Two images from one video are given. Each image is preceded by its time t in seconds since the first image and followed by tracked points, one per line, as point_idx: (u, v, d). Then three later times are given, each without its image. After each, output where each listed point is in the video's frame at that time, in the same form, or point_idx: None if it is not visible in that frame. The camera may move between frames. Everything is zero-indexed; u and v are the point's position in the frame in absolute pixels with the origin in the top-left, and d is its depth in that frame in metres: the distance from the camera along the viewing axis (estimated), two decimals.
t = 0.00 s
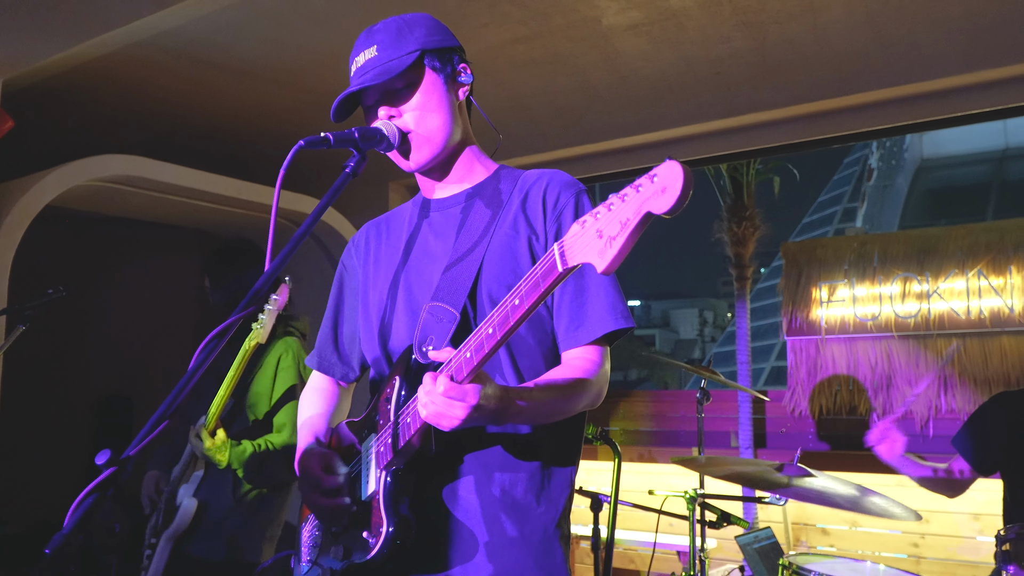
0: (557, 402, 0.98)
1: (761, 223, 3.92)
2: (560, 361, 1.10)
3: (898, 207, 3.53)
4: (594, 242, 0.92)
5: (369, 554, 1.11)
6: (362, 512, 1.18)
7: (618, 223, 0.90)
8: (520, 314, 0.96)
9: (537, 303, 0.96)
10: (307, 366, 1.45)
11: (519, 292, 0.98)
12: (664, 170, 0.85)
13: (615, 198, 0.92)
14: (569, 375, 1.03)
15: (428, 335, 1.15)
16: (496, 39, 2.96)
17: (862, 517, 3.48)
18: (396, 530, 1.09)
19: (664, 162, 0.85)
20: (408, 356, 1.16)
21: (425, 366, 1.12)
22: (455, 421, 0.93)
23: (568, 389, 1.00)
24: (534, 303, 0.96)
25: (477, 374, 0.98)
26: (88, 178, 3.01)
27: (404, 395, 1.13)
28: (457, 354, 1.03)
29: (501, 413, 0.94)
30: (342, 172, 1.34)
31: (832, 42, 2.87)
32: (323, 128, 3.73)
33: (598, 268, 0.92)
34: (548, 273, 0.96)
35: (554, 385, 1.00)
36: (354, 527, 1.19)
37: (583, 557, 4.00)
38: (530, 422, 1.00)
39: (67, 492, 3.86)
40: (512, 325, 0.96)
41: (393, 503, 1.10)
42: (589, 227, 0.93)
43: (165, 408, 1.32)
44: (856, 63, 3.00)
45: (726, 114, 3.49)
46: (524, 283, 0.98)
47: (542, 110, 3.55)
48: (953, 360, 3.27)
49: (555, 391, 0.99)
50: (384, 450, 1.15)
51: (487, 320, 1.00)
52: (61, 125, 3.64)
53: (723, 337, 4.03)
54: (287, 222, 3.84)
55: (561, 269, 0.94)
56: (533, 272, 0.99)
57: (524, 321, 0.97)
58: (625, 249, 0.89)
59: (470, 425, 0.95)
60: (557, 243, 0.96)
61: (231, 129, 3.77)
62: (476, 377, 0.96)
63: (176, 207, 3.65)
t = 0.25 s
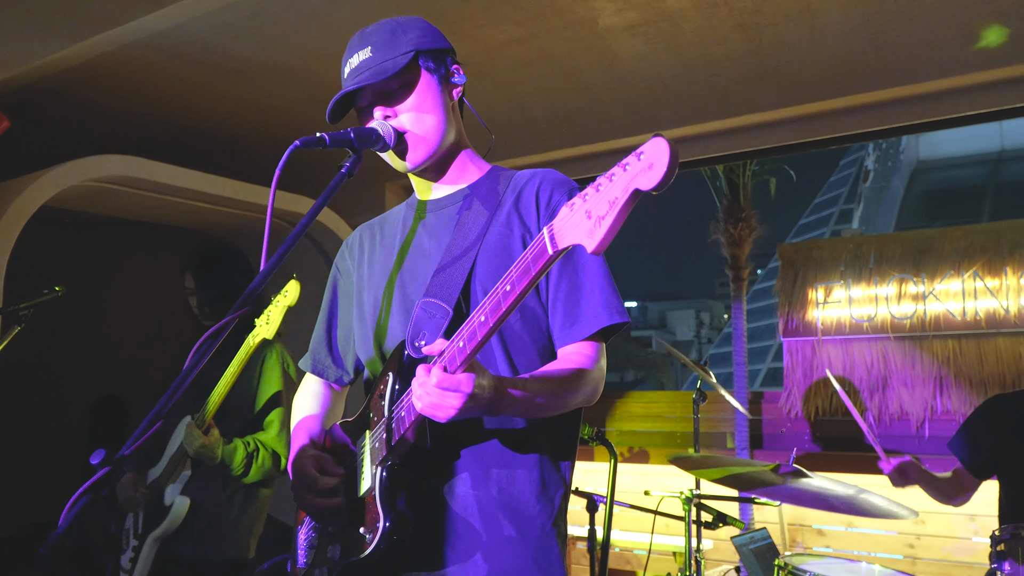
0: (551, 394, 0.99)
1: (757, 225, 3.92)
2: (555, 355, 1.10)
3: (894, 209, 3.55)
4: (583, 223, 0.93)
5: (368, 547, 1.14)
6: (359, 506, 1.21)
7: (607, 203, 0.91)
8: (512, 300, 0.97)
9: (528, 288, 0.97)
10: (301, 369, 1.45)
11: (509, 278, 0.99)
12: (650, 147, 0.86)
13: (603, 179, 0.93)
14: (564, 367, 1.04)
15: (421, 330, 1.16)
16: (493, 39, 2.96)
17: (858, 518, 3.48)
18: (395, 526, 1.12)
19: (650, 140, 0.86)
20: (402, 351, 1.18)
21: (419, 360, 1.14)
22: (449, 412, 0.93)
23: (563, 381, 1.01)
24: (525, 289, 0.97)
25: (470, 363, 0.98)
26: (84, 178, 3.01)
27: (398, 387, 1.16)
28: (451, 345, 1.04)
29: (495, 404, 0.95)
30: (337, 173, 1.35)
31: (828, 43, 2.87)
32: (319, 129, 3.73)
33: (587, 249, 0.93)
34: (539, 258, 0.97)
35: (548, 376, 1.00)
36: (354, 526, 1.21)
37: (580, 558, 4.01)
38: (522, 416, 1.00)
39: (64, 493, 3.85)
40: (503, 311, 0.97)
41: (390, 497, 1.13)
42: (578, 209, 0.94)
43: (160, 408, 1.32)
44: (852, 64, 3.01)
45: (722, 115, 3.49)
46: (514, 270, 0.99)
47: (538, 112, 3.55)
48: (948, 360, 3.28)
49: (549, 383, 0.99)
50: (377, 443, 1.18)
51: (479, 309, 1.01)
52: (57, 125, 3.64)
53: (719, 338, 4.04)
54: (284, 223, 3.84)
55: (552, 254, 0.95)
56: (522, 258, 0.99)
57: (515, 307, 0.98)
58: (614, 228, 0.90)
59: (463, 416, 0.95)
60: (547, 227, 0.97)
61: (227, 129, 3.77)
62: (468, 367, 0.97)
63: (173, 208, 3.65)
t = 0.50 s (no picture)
0: (548, 396, 0.98)
1: (755, 224, 3.92)
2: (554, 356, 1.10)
3: (892, 211, 3.52)
4: (584, 229, 0.93)
5: (369, 546, 1.14)
6: (356, 506, 1.20)
7: (607, 209, 0.91)
8: (511, 303, 0.97)
9: (528, 291, 0.97)
10: (299, 364, 1.45)
11: (508, 280, 0.98)
12: (652, 154, 0.85)
13: (604, 184, 0.93)
14: (561, 370, 1.03)
15: (419, 330, 1.16)
16: (491, 38, 2.96)
17: (856, 516, 3.49)
18: (392, 526, 1.12)
19: (651, 146, 0.86)
20: (400, 351, 1.17)
21: (417, 360, 1.13)
22: (448, 413, 0.93)
23: (560, 383, 1.00)
24: (524, 293, 0.97)
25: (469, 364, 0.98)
26: (81, 177, 3.00)
27: (397, 388, 1.15)
28: (450, 347, 1.04)
29: (495, 406, 0.94)
30: (336, 171, 1.34)
31: (826, 42, 2.87)
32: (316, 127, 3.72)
33: (588, 254, 0.93)
34: (538, 261, 0.97)
35: (546, 378, 1.00)
36: (352, 525, 1.21)
37: (578, 557, 4.00)
38: (519, 419, 1.00)
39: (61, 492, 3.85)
40: (502, 315, 0.97)
41: (387, 497, 1.13)
42: (578, 214, 0.94)
43: (157, 406, 1.32)
44: (850, 64, 3.01)
45: (720, 115, 3.49)
46: (513, 272, 0.98)
47: (536, 110, 3.55)
48: (946, 360, 3.29)
49: (547, 385, 0.99)
50: (376, 443, 1.18)
51: (478, 310, 1.01)
52: (54, 124, 3.63)
53: (717, 338, 4.03)
54: (281, 221, 3.83)
55: (552, 257, 0.95)
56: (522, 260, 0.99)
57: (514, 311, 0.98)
58: (614, 234, 0.90)
59: (461, 418, 0.95)
60: (548, 231, 0.97)
61: (225, 128, 3.76)
62: (468, 368, 0.97)
63: (171, 207, 3.64)
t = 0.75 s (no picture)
0: (546, 398, 0.98)
1: (752, 223, 3.93)
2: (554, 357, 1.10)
3: (889, 208, 3.53)
4: (578, 234, 0.91)
5: (360, 551, 1.13)
6: (355, 506, 1.19)
7: (603, 214, 0.90)
8: (507, 307, 0.96)
9: (524, 295, 0.96)
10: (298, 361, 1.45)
11: (505, 284, 0.98)
12: (647, 158, 0.85)
13: (600, 189, 0.92)
14: (560, 371, 1.03)
15: (418, 330, 1.16)
16: (489, 37, 2.95)
17: (853, 515, 3.51)
18: (391, 527, 1.11)
19: (647, 151, 0.85)
20: (399, 351, 1.17)
21: (415, 359, 1.13)
22: (444, 418, 0.93)
23: (559, 385, 1.00)
24: (521, 297, 0.96)
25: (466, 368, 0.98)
26: (79, 175, 3.00)
27: (395, 389, 1.15)
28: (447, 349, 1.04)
29: (492, 409, 0.94)
30: (336, 170, 1.35)
31: (824, 42, 2.88)
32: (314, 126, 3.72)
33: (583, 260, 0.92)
34: (535, 265, 0.96)
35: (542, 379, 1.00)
36: (349, 524, 1.20)
37: (575, 556, 4.01)
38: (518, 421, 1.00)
39: (58, 490, 3.84)
40: (498, 319, 0.96)
41: (384, 497, 1.11)
42: (574, 219, 0.93)
43: (156, 404, 1.32)
44: (848, 63, 3.01)
45: (718, 114, 3.49)
46: (511, 275, 0.98)
47: (534, 109, 3.54)
48: (944, 359, 3.29)
49: (544, 388, 0.99)
50: (375, 445, 1.17)
51: (476, 312, 1.01)
52: (52, 122, 3.62)
53: (714, 337, 3.99)
54: (278, 220, 3.83)
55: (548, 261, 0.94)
56: (520, 264, 0.98)
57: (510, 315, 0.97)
58: (609, 239, 0.89)
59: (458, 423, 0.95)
60: (542, 236, 0.96)
61: (222, 126, 3.75)
62: (465, 372, 0.97)
63: (169, 205, 3.64)
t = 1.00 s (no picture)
0: (547, 395, 0.98)
1: (751, 223, 3.90)
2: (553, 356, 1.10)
3: (888, 209, 3.52)
4: (588, 229, 0.93)
5: (367, 551, 1.12)
6: (359, 507, 1.19)
7: (611, 208, 0.91)
8: (514, 303, 0.96)
9: (530, 291, 0.97)
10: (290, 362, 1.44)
11: (511, 280, 0.99)
12: (657, 154, 0.87)
13: (607, 185, 0.93)
14: (560, 369, 1.03)
15: (417, 329, 1.16)
16: (488, 37, 2.95)
17: (851, 516, 3.51)
18: (397, 526, 1.09)
19: (656, 146, 0.87)
20: (397, 351, 1.17)
21: (416, 358, 1.13)
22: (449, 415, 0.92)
23: (560, 384, 1.00)
24: (527, 294, 0.96)
25: (471, 365, 0.98)
26: (76, 174, 2.99)
27: (396, 389, 1.14)
28: (451, 347, 1.04)
29: (496, 406, 0.94)
30: (334, 171, 1.34)
31: (823, 42, 2.88)
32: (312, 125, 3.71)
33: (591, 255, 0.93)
34: (542, 261, 0.97)
35: (543, 376, 1.00)
36: (353, 526, 1.20)
37: (573, 556, 4.00)
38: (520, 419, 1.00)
39: (55, 489, 3.84)
40: (505, 315, 0.97)
41: (388, 496, 1.10)
42: (581, 215, 0.94)
43: (153, 405, 1.32)
44: (847, 63, 3.01)
45: (717, 114, 3.48)
46: (516, 273, 0.98)
47: (533, 109, 3.54)
48: (942, 360, 3.30)
49: (547, 386, 0.99)
50: (377, 445, 1.16)
51: (480, 310, 1.01)
52: (50, 121, 3.62)
53: (712, 337, 3.96)
54: (276, 219, 3.82)
55: (556, 257, 0.95)
56: (526, 261, 0.99)
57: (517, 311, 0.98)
58: (618, 234, 0.90)
59: (463, 421, 0.94)
60: (550, 231, 0.97)
61: (220, 125, 3.75)
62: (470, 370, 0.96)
63: (166, 204, 3.63)
